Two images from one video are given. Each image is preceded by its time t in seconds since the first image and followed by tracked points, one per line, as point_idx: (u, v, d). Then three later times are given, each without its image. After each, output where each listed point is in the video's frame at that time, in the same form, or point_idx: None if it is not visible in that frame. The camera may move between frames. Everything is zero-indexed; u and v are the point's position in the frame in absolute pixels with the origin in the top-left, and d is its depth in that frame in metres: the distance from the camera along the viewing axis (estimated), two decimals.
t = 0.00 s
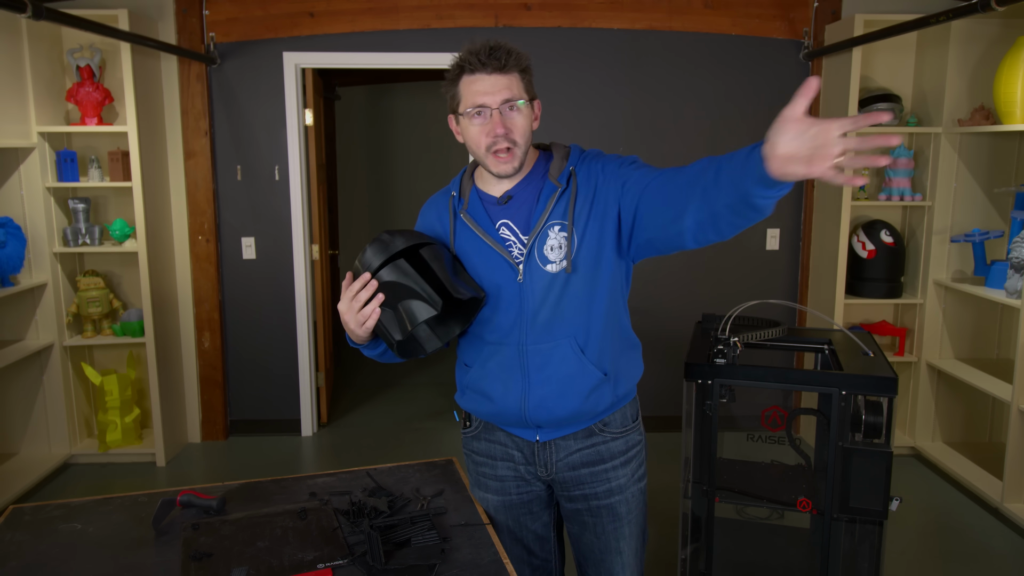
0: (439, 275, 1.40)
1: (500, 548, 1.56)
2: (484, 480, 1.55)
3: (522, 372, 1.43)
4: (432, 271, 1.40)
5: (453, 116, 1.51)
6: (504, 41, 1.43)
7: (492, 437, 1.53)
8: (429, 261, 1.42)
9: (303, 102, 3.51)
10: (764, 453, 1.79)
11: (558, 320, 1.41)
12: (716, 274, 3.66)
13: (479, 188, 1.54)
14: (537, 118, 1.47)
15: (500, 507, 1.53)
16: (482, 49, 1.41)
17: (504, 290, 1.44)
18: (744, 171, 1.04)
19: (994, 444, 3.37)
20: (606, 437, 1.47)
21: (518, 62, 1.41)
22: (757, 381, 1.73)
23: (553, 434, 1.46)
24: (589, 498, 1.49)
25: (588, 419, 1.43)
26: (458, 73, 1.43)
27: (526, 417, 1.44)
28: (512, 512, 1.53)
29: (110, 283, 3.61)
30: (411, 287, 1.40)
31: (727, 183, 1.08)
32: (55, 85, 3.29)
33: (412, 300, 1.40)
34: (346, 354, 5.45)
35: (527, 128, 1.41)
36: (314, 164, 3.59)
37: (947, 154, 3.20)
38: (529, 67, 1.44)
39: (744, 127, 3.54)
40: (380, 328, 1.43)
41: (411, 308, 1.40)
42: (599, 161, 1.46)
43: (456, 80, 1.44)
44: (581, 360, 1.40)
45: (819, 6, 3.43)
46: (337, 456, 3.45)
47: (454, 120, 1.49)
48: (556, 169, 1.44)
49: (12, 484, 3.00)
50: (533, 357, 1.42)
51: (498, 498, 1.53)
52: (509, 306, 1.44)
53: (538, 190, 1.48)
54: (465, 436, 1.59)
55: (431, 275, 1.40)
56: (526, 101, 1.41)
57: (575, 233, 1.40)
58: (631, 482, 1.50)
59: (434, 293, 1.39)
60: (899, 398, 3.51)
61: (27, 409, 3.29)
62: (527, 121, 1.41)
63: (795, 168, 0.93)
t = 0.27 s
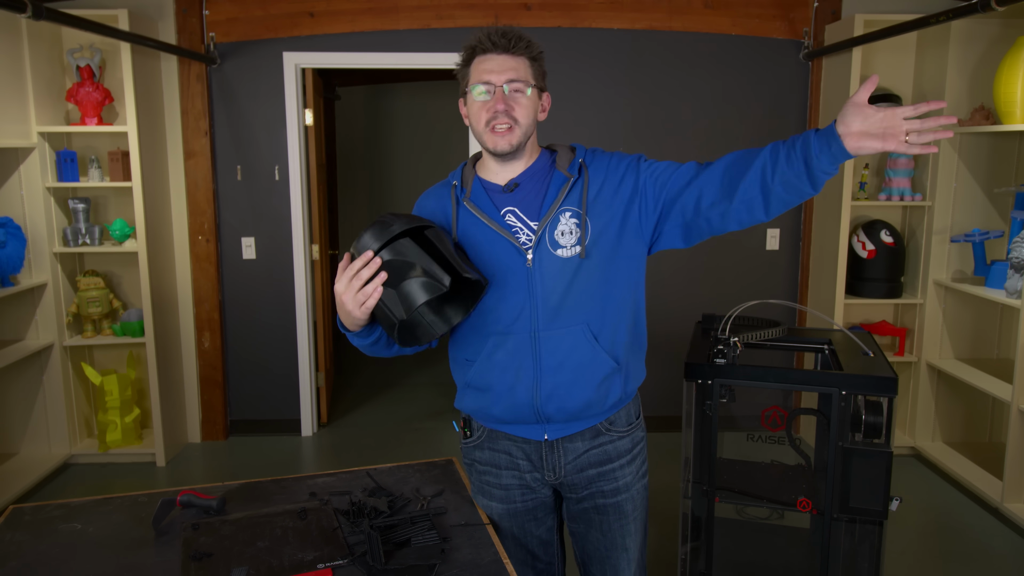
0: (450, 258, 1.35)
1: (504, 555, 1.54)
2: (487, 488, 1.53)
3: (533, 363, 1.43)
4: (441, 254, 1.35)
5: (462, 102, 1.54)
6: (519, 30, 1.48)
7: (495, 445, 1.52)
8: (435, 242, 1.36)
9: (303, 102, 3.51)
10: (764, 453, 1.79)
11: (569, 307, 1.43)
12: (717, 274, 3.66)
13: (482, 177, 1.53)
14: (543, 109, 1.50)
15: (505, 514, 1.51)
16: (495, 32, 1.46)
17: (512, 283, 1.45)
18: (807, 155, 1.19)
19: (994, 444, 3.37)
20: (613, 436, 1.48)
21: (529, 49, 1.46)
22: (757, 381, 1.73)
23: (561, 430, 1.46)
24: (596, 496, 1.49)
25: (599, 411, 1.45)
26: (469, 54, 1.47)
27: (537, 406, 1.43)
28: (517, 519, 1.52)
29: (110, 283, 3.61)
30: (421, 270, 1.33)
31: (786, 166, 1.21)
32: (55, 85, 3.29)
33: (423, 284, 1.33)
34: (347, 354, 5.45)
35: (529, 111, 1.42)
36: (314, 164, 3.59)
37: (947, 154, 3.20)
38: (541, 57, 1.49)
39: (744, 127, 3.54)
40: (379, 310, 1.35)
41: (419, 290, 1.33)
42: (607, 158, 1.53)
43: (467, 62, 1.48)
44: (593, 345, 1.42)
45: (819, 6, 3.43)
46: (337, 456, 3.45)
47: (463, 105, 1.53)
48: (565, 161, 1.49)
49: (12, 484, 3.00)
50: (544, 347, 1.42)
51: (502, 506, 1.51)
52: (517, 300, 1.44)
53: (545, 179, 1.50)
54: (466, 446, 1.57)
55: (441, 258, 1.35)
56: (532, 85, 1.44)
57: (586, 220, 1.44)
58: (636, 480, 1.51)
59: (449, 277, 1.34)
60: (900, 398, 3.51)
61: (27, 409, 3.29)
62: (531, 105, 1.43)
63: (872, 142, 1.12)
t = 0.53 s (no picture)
0: (464, 237, 1.33)
1: (512, 564, 1.50)
2: (496, 498, 1.49)
3: (547, 356, 1.41)
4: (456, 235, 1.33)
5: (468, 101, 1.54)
6: (525, 29, 1.50)
7: (505, 453, 1.48)
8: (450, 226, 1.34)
9: (303, 102, 3.51)
10: (763, 453, 1.79)
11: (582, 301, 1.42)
12: (716, 274, 3.66)
13: (488, 172, 1.52)
14: (551, 108, 1.51)
15: (514, 523, 1.48)
16: (503, 31, 1.48)
17: (523, 276, 1.43)
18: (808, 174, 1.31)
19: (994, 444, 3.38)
20: (623, 433, 1.49)
21: (536, 48, 1.48)
22: (758, 381, 1.73)
23: (575, 424, 1.44)
24: (606, 494, 1.49)
25: (612, 404, 1.44)
26: (477, 52, 1.48)
27: (552, 400, 1.42)
28: (526, 527, 1.48)
29: (110, 283, 3.61)
30: (439, 248, 1.28)
31: (790, 181, 1.32)
32: (55, 85, 3.29)
33: (443, 261, 1.29)
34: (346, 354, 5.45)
35: (541, 106, 1.43)
36: (314, 164, 3.59)
37: (947, 154, 3.20)
38: (546, 56, 1.51)
39: (744, 127, 3.54)
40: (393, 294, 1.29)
41: (439, 270, 1.29)
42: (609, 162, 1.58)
43: (474, 61, 1.49)
44: (607, 338, 1.43)
45: (819, 6, 3.43)
46: (336, 456, 3.45)
47: (468, 104, 1.52)
48: (572, 161, 1.51)
49: (12, 484, 3.00)
50: (558, 341, 1.41)
51: (511, 514, 1.47)
52: (530, 295, 1.42)
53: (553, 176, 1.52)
54: (472, 456, 1.53)
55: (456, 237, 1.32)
56: (541, 82, 1.45)
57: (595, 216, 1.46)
58: (643, 477, 1.52)
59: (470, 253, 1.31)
60: (900, 398, 3.51)
61: (27, 409, 3.29)
62: (542, 102, 1.44)
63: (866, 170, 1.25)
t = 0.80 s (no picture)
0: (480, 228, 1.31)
1: (514, 567, 1.49)
2: (498, 500, 1.48)
3: (555, 356, 1.41)
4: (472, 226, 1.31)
5: (476, 102, 1.54)
6: (534, 28, 1.51)
7: (507, 455, 1.47)
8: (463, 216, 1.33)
9: (303, 102, 3.51)
10: (763, 453, 1.79)
11: (590, 302, 1.42)
12: (716, 273, 3.66)
13: (497, 170, 1.52)
14: (560, 107, 1.51)
15: (517, 526, 1.47)
16: (512, 31, 1.48)
17: (531, 275, 1.42)
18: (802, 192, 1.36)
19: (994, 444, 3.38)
20: (626, 434, 1.49)
21: (544, 47, 1.49)
22: (757, 381, 1.73)
23: (581, 424, 1.44)
24: (608, 496, 1.49)
25: (617, 405, 1.45)
26: (486, 52, 1.49)
27: (560, 399, 1.42)
28: (529, 529, 1.48)
29: (110, 283, 3.61)
30: (455, 236, 1.26)
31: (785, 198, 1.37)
32: (55, 85, 3.29)
33: (460, 249, 1.26)
34: (346, 354, 5.45)
35: (551, 104, 1.43)
36: (314, 164, 3.59)
37: (947, 154, 3.20)
38: (552, 57, 1.52)
39: (744, 127, 3.54)
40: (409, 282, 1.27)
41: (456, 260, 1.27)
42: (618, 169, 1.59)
43: (484, 60, 1.49)
44: (613, 340, 1.44)
45: (819, 6, 3.43)
46: (336, 456, 3.45)
47: (476, 103, 1.52)
48: (581, 164, 1.52)
49: (12, 484, 3.00)
50: (567, 341, 1.41)
51: (513, 517, 1.47)
52: (538, 294, 1.42)
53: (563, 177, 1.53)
54: (475, 459, 1.52)
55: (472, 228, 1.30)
56: (552, 81, 1.45)
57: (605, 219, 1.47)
58: (646, 479, 1.52)
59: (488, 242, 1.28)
60: (900, 398, 3.51)
61: (27, 409, 3.29)
62: (552, 100, 1.45)
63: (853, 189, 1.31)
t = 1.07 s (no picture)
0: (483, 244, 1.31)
1: (513, 564, 1.50)
2: (498, 497, 1.48)
3: (555, 361, 1.40)
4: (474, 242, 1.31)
5: (481, 102, 1.53)
6: (538, 27, 1.49)
7: (507, 453, 1.47)
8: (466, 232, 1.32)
9: (303, 102, 3.51)
10: (763, 453, 1.79)
11: (592, 309, 1.42)
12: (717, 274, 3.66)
13: (502, 172, 1.51)
14: (565, 106, 1.50)
15: (517, 524, 1.47)
16: (515, 30, 1.47)
17: (533, 279, 1.42)
18: (752, 308, 1.41)
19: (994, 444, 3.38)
20: (627, 437, 1.48)
21: (549, 47, 1.47)
22: (757, 381, 1.73)
23: (579, 429, 1.44)
24: (608, 498, 1.49)
25: (616, 412, 1.44)
26: (490, 52, 1.48)
27: (559, 405, 1.41)
28: (529, 527, 1.48)
29: (110, 283, 3.61)
30: (459, 257, 1.27)
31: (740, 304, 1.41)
32: (55, 85, 3.29)
33: (465, 271, 1.27)
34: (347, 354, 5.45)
35: (555, 105, 1.43)
36: (314, 164, 3.59)
37: (947, 154, 3.20)
38: (558, 55, 1.51)
39: (744, 127, 3.54)
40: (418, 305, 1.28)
41: (463, 280, 1.27)
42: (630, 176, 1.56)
43: (488, 60, 1.48)
44: (614, 347, 1.43)
45: (819, 6, 3.43)
46: (336, 456, 3.45)
47: (481, 103, 1.51)
48: (594, 169, 1.51)
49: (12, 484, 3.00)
50: (567, 347, 1.40)
51: (514, 515, 1.47)
52: (540, 298, 1.41)
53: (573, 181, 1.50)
54: (475, 455, 1.52)
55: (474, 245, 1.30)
56: (555, 81, 1.44)
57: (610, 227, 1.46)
58: (647, 482, 1.52)
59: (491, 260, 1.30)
60: (900, 398, 3.51)
61: (27, 409, 3.29)
62: (556, 101, 1.44)
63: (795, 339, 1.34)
